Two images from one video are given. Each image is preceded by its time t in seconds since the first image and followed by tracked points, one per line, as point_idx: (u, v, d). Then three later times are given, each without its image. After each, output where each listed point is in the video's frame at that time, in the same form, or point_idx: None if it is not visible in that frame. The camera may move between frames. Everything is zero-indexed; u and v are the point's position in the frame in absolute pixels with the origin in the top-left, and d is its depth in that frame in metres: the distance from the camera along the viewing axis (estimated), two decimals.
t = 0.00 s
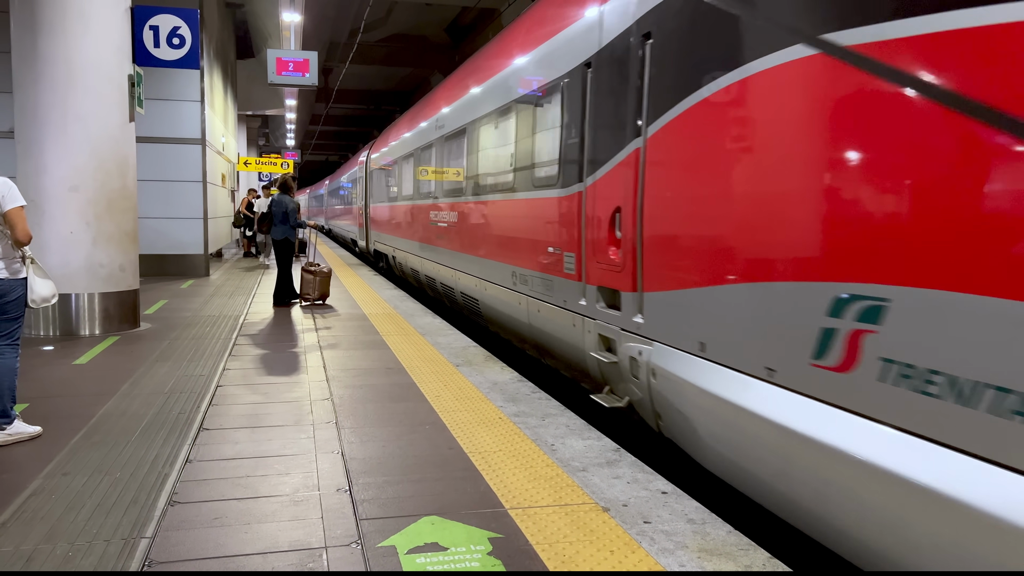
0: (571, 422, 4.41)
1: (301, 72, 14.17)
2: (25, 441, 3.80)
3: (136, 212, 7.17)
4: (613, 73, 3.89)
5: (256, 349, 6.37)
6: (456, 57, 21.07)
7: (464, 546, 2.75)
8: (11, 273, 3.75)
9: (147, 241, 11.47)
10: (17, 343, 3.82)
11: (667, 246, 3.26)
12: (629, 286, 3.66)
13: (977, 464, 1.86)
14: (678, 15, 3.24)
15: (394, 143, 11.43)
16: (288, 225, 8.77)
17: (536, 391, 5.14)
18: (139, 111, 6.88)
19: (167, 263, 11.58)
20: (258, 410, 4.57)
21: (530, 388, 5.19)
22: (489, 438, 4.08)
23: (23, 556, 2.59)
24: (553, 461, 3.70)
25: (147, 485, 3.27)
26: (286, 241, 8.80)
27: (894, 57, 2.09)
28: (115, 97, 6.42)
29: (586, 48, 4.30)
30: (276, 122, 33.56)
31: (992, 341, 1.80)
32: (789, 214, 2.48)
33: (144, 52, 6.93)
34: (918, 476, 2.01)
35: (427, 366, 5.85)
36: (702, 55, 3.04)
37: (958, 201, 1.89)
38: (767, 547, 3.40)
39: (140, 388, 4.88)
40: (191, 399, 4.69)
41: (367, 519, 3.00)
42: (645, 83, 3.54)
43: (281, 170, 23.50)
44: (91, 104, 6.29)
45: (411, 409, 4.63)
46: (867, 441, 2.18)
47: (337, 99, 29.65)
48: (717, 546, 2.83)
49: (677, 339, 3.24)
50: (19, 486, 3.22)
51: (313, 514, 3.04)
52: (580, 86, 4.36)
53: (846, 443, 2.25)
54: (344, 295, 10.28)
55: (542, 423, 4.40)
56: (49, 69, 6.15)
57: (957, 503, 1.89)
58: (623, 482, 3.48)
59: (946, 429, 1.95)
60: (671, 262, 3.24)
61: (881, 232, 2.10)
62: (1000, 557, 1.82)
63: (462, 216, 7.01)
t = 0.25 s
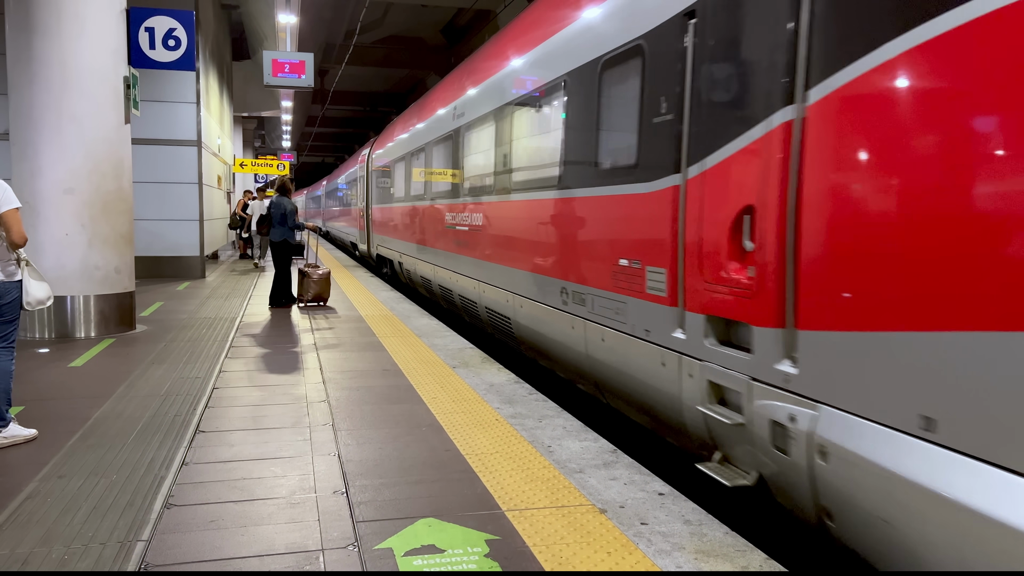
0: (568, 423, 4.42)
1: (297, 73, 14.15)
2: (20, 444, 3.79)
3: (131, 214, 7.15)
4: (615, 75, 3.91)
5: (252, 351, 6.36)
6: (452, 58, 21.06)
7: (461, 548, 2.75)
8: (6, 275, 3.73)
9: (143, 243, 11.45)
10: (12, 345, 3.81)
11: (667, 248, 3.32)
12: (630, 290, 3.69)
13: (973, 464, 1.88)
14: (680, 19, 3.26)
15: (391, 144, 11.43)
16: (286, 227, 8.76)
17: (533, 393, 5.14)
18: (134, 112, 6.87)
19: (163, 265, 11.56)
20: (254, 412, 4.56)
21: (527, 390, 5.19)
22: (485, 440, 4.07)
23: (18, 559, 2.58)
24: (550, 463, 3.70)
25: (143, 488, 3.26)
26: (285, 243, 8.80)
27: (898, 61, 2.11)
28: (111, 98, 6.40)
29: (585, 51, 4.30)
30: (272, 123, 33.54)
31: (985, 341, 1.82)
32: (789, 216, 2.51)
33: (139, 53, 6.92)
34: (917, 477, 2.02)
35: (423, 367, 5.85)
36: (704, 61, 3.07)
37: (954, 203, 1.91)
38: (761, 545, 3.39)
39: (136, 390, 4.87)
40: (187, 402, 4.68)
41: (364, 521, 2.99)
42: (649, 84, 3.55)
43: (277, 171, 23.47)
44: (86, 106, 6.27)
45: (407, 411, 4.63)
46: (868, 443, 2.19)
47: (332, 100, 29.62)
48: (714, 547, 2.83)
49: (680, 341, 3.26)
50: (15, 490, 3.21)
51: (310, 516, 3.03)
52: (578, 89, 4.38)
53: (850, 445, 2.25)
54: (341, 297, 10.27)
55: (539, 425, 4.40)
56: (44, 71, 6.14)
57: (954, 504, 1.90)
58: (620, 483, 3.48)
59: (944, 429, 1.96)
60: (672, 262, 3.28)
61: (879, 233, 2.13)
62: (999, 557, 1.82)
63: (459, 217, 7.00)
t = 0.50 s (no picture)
0: (565, 425, 4.42)
1: (293, 75, 14.14)
2: (16, 447, 3.78)
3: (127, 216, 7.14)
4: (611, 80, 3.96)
5: (248, 353, 6.35)
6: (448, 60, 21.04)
7: (458, 549, 2.75)
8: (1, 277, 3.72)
9: (138, 245, 11.42)
10: (7, 348, 3.79)
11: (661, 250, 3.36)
12: (622, 292, 3.74)
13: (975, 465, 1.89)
14: (677, 24, 3.30)
15: (387, 146, 11.44)
16: (284, 229, 8.76)
17: (529, 394, 5.15)
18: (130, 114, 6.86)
19: (158, 267, 11.54)
20: (250, 414, 4.55)
21: (523, 391, 5.20)
22: (483, 441, 4.07)
23: (14, 562, 2.57)
24: (547, 464, 3.70)
25: (140, 491, 3.25)
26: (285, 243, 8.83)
27: (903, 68, 2.19)
28: (106, 100, 6.39)
29: (581, 53, 4.31)
30: (268, 125, 33.49)
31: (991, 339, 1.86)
32: (784, 220, 2.57)
33: (134, 55, 6.91)
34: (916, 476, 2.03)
35: (420, 369, 5.85)
36: (704, 66, 3.11)
37: (951, 207, 1.99)
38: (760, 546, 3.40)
39: (132, 393, 4.86)
40: (183, 404, 4.67)
41: (361, 523, 2.99)
42: (646, 87, 3.58)
43: (273, 173, 23.44)
44: (82, 108, 6.26)
45: (404, 413, 4.63)
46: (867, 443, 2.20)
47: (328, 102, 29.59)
48: (710, 548, 2.83)
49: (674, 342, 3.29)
50: (10, 492, 3.20)
51: (307, 518, 3.03)
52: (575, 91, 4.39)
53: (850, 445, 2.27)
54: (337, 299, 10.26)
55: (536, 426, 4.40)
56: (39, 73, 6.13)
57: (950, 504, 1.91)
58: (617, 484, 3.49)
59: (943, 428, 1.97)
60: (667, 266, 3.31)
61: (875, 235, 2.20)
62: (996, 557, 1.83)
63: (456, 219, 7.00)
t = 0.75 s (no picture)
0: (561, 426, 4.42)
1: (289, 76, 14.12)
2: (11, 449, 3.77)
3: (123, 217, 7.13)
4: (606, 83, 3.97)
5: (245, 355, 6.34)
6: (445, 61, 21.01)
7: (455, 551, 2.75)
8: None
9: (134, 246, 11.40)
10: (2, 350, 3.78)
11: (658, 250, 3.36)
12: (617, 293, 3.75)
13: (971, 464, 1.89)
14: (675, 26, 3.31)
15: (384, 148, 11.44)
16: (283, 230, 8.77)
17: (526, 395, 5.15)
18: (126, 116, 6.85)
19: (154, 269, 11.52)
20: (247, 416, 4.54)
21: (520, 393, 5.20)
22: (480, 443, 4.07)
23: (9, 565, 2.57)
24: (543, 466, 3.70)
25: (135, 493, 3.25)
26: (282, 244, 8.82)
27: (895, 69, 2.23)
28: (103, 102, 6.38)
29: (577, 55, 4.32)
30: (265, 126, 33.46)
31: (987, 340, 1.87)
32: (779, 220, 2.59)
33: (130, 56, 6.90)
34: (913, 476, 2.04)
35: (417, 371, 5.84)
36: (701, 68, 3.13)
37: (942, 206, 2.02)
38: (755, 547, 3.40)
39: (128, 394, 4.85)
40: (179, 406, 4.66)
41: (357, 525, 2.99)
42: (643, 89, 3.58)
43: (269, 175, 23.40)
44: (78, 110, 6.25)
45: (401, 414, 4.63)
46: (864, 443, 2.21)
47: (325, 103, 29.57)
48: (707, 550, 2.84)
49: (669, 343, 3.30)
50: (5, 494, 3.19)
51: (303, 520, 3.03)
52: (571, 93, 4.40)
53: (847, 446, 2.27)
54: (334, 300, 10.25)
55: (532, 428, 4.40)
56: (35, 74, 6.12)
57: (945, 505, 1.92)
58: (614, 485, 3.49)
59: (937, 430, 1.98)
60: (663, 267, 3.32)
61: (870, 236, 2.21)
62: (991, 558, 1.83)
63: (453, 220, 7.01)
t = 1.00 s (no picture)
0: (559, 426, 4.43)
1: (287, 77, 14.12)
2: (8, 450, 3.76)
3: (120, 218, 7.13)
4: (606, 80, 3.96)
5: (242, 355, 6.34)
6: (442, 62, 21.02)
7: (452, 552, 2.75)
8: None
9: (132, 247, 11.39)
10: None
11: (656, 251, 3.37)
12: (615, 295, 3.75)
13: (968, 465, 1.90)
14: (670, 28, 3.33)
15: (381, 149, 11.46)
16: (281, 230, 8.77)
17: (523, 396, 5.15)
18: (123, 116, 6.85)
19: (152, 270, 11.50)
20: (245, 416, 4.54)
21: (518, 393, 5.20)
22: (477, 443, 4.08)
23: (6, 566, 2.57)
24: (541, 466, 3.71)
25: (132, 494, 3.24)
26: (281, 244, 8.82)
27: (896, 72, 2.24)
28: (99, 102, 6.38)
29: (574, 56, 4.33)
30: (262, 127, 33.42)
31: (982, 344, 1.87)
32: (778, 221, 2.59)
33: (127, 57, 6.89)
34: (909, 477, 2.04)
35: (414, 371, 5.85)
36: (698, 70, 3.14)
37: (940, 205, 2.02)
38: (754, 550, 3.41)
39: (125, 395, 4.84)
40: (176, 406, 4.66)
41: (354, 525, 2.99)
42: (641, 90, 3.59)
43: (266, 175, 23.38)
44: (74, 110, 6.25)
45: (398, 415, 4.63)
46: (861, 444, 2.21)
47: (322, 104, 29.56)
48: (704, 550, 2.84)
49: (666, 344, 3.31)
50: (2, 496, 3.19)
51: (301, 521, 3.03)
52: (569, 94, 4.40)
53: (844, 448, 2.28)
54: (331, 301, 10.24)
55: (530, 428, 4.41)
56: (32, 75, 6.11)
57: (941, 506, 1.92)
58: (611, 486, 3.49)
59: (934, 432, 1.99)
60: (662, 267, 3.32)
61: (868, 235, 2.22)
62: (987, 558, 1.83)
63: (450, 221, 7.01)
